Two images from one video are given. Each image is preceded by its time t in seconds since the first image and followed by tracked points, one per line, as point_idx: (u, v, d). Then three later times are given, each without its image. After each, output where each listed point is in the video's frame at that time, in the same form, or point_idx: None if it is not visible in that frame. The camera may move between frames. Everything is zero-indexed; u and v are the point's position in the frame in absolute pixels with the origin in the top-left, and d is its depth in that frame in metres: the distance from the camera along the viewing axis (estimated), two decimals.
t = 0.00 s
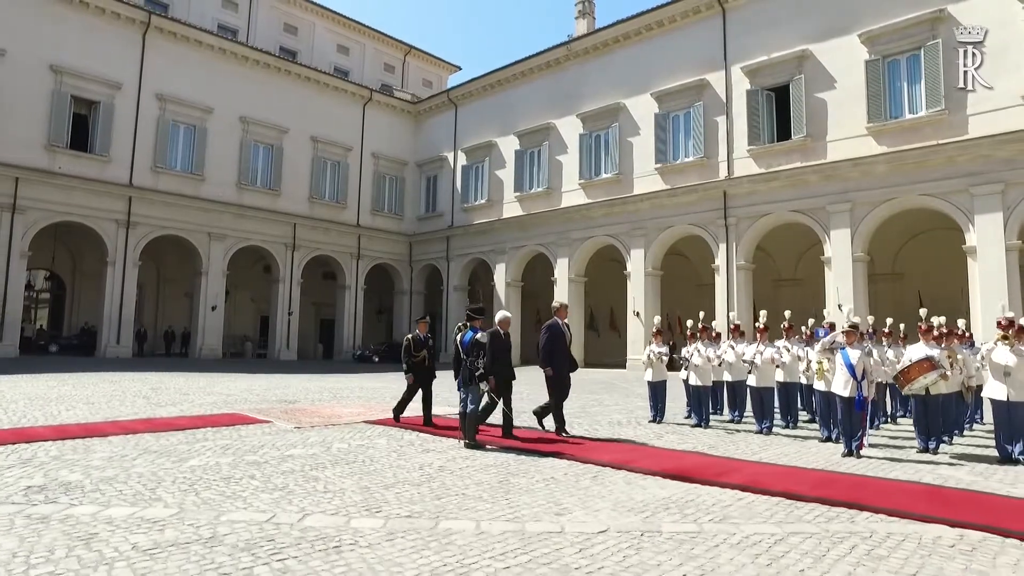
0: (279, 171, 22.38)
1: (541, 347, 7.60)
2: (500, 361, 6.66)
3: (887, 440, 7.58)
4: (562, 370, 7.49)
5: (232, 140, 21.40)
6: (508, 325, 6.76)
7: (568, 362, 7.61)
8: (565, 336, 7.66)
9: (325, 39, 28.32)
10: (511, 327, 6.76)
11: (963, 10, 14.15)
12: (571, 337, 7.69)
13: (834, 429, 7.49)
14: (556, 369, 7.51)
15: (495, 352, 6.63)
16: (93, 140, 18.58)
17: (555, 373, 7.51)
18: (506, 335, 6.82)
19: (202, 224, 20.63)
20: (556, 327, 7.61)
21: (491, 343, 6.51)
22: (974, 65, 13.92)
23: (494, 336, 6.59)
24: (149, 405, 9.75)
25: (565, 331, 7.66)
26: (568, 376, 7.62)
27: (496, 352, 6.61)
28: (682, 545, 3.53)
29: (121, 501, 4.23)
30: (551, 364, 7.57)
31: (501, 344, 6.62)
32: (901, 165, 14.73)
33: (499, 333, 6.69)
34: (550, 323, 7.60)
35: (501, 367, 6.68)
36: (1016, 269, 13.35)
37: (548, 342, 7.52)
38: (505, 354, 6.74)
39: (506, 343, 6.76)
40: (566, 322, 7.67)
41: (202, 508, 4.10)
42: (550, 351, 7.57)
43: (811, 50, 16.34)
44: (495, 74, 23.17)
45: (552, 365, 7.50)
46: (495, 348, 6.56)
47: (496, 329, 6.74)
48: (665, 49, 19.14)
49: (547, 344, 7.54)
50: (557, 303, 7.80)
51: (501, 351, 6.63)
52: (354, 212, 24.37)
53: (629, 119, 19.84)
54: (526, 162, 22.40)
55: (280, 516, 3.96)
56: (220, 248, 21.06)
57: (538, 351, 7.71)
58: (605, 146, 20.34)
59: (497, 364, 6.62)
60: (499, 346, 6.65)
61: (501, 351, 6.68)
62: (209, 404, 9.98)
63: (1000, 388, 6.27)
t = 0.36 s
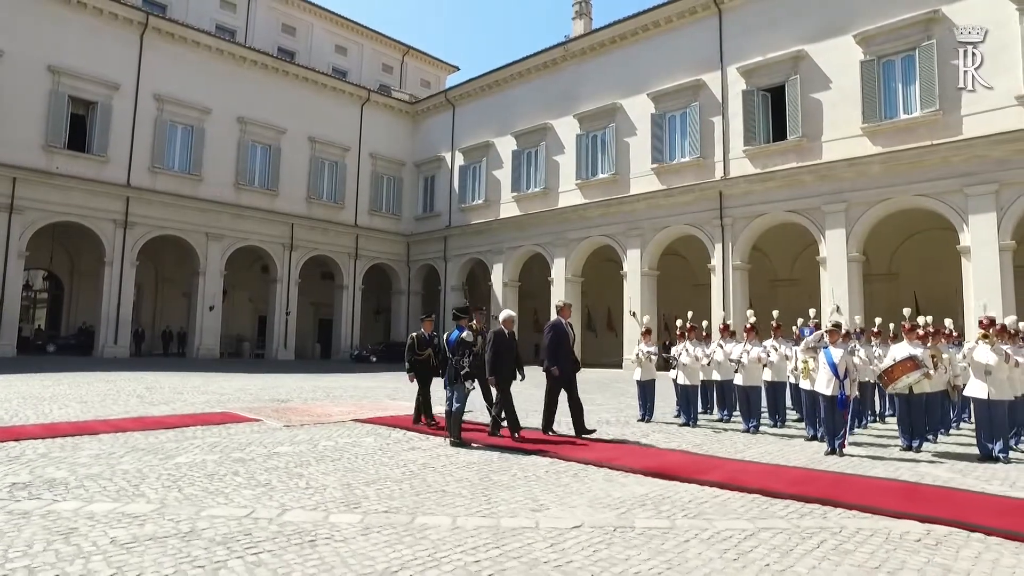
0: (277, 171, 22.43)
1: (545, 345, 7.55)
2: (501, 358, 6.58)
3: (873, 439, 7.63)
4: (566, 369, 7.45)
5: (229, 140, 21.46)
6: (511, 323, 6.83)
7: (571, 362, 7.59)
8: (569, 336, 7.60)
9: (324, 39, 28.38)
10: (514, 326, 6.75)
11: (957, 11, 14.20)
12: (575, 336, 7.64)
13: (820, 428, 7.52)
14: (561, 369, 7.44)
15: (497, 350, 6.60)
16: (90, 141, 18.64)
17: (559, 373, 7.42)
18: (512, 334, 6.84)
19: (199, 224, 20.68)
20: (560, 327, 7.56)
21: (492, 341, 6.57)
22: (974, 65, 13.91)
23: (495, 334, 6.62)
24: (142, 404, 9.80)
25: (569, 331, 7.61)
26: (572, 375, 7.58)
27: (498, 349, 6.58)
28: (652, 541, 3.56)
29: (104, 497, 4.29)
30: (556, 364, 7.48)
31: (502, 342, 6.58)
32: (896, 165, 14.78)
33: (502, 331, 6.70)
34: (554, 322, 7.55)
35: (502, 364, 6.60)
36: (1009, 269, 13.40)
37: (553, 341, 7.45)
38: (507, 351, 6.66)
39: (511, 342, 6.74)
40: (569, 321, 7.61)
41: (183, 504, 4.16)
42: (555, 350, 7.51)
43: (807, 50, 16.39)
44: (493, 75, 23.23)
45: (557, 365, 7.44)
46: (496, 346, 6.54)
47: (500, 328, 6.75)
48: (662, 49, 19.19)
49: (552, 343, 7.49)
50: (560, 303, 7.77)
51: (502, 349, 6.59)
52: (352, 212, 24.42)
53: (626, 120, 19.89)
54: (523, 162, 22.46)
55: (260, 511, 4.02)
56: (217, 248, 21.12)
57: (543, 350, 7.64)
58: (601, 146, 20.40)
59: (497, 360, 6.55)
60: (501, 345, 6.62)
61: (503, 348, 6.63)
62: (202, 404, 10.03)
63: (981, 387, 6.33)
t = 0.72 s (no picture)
0: (276, 171, 22.50)
1: (553, 344, 7.45)
2: (509, 358, 7.04)
3: (862, 437, 7.66)
4: (573, 367, 7.35)
5: (228, 140, 21.54)
6: (520, 320, 7.11)
7: (581, 360, 7.49)
8: (578, 333, 7.54)
9: (323, 40, 28.46)
10: (521, 324, 7.09)
11: (953, 11, 14.23)
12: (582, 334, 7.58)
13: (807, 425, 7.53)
14: (569, 368, 7.36)
15: (505, 349, 7.03)
16: (90, 141, 18.72)
17: (567, 371, 7.34)
18: (520, 332, 7.18)
19: (198, 224, 20.76)
20: (568, 325, 7.53)
21: (501, 340, 7.01)
22: (974, 65, 13.88)
23: (504, 332, 7.04)
24: (137, 402, 9.87)
25: (576, 329, 7.56)
26: (581, 374, 7.47)
27: (507, 348, 7.03)
28: (624, 534, 3.59)
29: (89, 491, 4.36)
30: (564, 362, 7.41)
31: (511, 340, 7.00)
32: (893, 165, 14.81)
33: (510, 329, 7.09)
34: (561, 320, 7.50)
35: (510, 363, 7.04)
36: (1005, 269, 13.43)
37: (561, 338, 7.39)
38: (515, 349, 7.07)
39: (519, 340, 7.11)
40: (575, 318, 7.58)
41: (166, 497, 4.22)
42: (563, 348, 7.43)
43: (803, 50, 16.43)
44: (491, 75, 23.29)
45: (565, 364, 7.35)
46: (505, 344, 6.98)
47: (508, 326, 7.10)
48: (659, 48, 19.24)
49: (559, 341, 7.42)
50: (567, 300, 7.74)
51: (511, 347, 7.01)
52: (351, 212, 24.49)
53: (624, 120, 19.94)
54: (522, 162, 22.52)
55: (240, 504, 4.08)
56: (217, 248, 21.19)
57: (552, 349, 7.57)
58: (599, 146, 20.46)
59: (506, 360, 7.03)
60: (509, 344, 7.04)
61: (512, 348, 7.03)
62: (195, 402, 10.10)
63: (964, 384, 6.37)
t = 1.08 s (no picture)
0: (271, 171, 22.56)
1: (555, 345, 7.27)
2: (512, 359, 6.95)
3: (844, 435, 7.77)
4: (573, 368, 7.16)
5: (223, 140, 21.59)
6: (521, 321, 7.02)
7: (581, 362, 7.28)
8: (580, 335, 7.32)
9: (318, 40, 28.52)
10: (522, 324, 7.01)
11: (943, 13, 14.35)
12: (585, 335, 7.34)
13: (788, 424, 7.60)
14: (570, 369, 7.16)
15: (508, 349, 6.97)
16: (84, 141, 18.76)
17: (568, 372, 7.15)
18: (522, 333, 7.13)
19: (193, 225, 20.80)
20: (570, 327, 7.31)
21: (502, 341, 6.96)
22: (974, 65, 13.89)
23: (504, 333, 7.00)
24: (127, 402, 9.92)
25: (579, 331, 7.32)
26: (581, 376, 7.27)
27: (509, 350, 6.95)
28: (593, 528, 3.67)
29: (71, 487, 4.42)
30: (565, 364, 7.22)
31: (512, 342, 6.92)
32: (883, 166, 14.92)
33: (512, 330, 7.03)
34: (562, 321, 7.28)
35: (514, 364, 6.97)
36: (993, 269, 13.53)
37: (562, 339, 7.19)
38: (519, 350, 7.01)
39: (521, 342, 7.06)
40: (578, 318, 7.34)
41: (147, 493, 4.29)
42: (565, 349, 7.23)
43: (795, 51, 16.53)
44: (486, 76, 23.36)
45: (567, 365, 7.16)
46: (505, 345, 6.92)
47: (511, 327, 7.06)
48: (653, 50, 19.34)
49: (561, 342, 7.24)
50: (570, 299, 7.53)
51: (512, 348, 6.92)
52: (346, 212, 24.55)
53: (617, 120, 20.04)
54: (516, 163, 22.59)
55: (219, 500, 4.15)
56: (211, 248, 21.23)
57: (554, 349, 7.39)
58: (593, 147, 20.55)
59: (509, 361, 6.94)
60: (512, 344, 6.99)
61: (514, 349, 6.96)
62: (185, 401, 10.16)
63: (940, 383, 6.48)
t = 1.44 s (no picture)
0: (256, 171, 22.50)
1: (553, 345, 7.06)
2: (509, 359, 6.84)
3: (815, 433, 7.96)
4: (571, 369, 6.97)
5: (207, 140, 21.51)
6: (519, 320, 6.96)
7: (579, 362, 7.08)
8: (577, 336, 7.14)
9: (304, 39, 28.45)
10: (520, 323, 6.95)
11: (920, 19, 14.59)
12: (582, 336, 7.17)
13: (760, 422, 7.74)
14: (568, 370, 6.97)
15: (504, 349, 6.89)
16: (65, 140, 18.64)
17: (565, 374, 6.96)
18: (519, 333, 7.02)
19: (176, 224, 20.72)
20: (567, 327, 7.14)
21: (499, 340, 6.83)
22: (974, 65, 13.80)
23: (501, 332, 6.86)
24: (106, 402, 9.91)
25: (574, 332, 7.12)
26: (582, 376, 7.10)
27: (506, 348, 6.87)
28: (559, 524, 3.77)
29: (46, 487, 4.46)
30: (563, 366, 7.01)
31: (509, 340, 6.83)
32: (862, 168, 15.16)
33: (509, 329, 6.93)
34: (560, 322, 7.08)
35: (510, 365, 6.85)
36: (968, 270, 13.80)
37: (560, 339, 7.01)
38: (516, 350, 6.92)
39: (518, 340, 6.95)
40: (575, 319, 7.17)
41: (122, 492, 4.34)
42: (563, 350, 7.03)
43: (776, 55, 16.74)
44: (471, 76, 23.44)
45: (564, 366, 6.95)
46: (502, 343, 6.84)
47: (508, 326, 6.97)
48: (637, 52, 19.50)
49: (559, 341, 7.05)
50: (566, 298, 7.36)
51: (509, 347, 6.84)
52: (331, 212, 24.53)
53: (602, 122, 20.18)
54: (501, 164, 22.68)
55: (194, 497, 4.22)
56: (195, 248, 21.15)
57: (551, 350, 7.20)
58: (578, 148, 20.68)
59: (506, 362, 6.84)
60: (509, 344, 6.89)
61: (512, 348, 6.90)
62: (165, 401, 10.16)
63: (906, 381, 6.66)
